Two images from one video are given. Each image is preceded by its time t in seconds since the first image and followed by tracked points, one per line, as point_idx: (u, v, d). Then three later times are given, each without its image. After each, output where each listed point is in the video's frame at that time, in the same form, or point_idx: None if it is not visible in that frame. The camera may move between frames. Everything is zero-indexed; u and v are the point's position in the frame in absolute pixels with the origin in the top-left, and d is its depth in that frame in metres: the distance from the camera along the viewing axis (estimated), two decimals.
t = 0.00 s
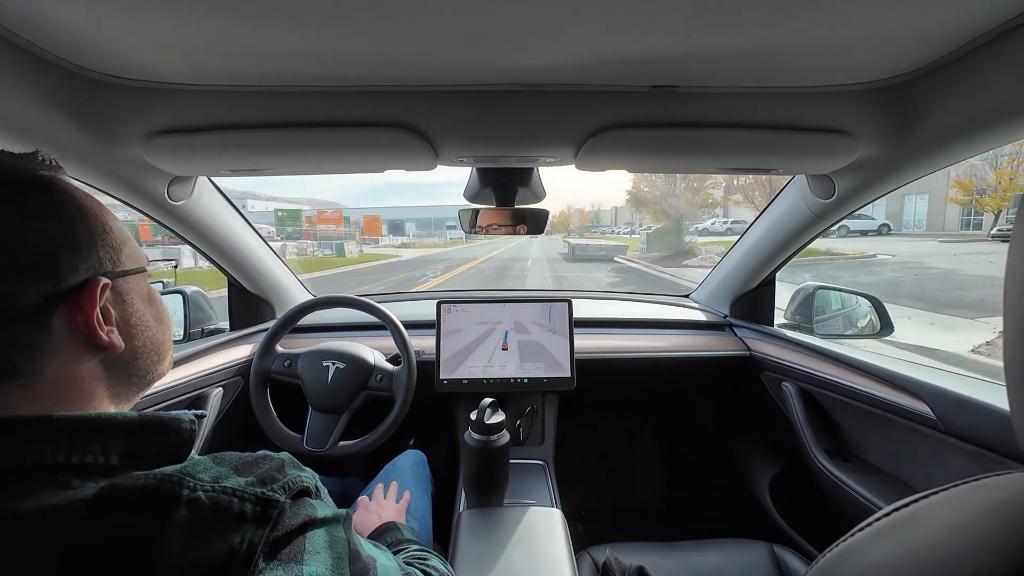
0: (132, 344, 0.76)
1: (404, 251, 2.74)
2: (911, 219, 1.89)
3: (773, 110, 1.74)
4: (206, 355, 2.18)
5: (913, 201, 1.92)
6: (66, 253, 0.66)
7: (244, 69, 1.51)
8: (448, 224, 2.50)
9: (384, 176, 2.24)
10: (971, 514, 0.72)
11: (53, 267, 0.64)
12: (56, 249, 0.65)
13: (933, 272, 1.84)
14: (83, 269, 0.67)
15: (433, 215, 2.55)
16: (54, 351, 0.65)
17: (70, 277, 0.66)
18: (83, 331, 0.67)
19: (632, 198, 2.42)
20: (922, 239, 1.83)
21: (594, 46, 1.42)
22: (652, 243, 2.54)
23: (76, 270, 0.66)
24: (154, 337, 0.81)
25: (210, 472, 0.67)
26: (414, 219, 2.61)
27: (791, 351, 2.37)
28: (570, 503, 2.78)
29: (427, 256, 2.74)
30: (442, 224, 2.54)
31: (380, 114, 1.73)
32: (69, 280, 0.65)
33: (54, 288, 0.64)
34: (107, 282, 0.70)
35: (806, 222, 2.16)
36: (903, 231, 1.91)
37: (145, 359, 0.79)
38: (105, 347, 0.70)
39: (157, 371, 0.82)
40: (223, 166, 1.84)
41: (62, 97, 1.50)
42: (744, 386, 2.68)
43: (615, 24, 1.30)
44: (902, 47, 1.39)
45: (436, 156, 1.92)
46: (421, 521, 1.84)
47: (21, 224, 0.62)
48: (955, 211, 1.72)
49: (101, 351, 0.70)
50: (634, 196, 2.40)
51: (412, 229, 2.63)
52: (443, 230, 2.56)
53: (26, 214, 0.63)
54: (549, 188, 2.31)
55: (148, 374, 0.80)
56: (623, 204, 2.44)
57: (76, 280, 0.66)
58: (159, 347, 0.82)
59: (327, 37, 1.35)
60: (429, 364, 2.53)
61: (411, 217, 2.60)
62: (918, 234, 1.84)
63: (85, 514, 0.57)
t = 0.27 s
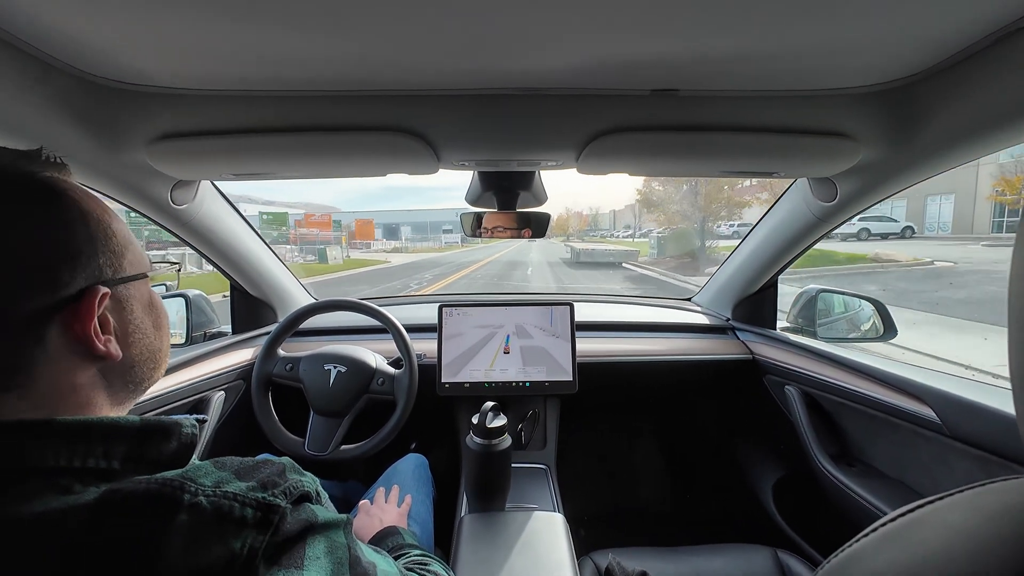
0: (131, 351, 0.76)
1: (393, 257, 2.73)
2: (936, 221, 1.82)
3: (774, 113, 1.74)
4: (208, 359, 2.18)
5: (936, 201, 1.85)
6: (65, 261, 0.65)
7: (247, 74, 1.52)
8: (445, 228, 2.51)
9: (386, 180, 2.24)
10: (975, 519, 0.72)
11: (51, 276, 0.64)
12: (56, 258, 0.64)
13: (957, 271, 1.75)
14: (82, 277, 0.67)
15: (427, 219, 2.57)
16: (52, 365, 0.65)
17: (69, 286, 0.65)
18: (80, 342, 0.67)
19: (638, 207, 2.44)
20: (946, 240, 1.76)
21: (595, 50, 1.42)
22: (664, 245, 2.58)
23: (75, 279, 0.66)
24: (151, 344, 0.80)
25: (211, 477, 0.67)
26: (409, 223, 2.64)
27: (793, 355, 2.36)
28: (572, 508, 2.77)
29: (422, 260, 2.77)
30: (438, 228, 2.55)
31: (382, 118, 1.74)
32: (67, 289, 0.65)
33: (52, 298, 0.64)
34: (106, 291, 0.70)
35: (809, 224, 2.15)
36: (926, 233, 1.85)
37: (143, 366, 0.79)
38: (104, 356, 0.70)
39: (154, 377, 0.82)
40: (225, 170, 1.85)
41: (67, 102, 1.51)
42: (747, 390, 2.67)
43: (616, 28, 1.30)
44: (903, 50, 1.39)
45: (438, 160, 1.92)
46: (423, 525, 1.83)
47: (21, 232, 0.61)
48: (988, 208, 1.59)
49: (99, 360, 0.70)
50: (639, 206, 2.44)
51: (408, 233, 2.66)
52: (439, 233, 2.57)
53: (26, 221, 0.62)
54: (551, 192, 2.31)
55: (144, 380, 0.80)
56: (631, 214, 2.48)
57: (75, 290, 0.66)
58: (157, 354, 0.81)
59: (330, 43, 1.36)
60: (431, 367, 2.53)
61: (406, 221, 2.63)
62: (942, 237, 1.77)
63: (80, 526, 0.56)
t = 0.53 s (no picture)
0: (128, 358, 0.76)
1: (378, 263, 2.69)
2: (962, 223, 1.67)
3: (775, 116, 1.74)
4: (209, 363, 2.18)
5: (964, 202, 1.70)
6: (50, 273, 0.64)
7: (248, 78, 1.53)
8: (440, 231, 2.50)
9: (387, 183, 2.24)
10: (979, 522, 0.71)
11: (35, 289, 0.63)
12: (40, 270, 0.63)
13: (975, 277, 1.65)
14: (69, 289, 0.66)
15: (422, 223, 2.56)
16: (40, 380, 0.65)
17: (56, 299, 0.65)
18: (69, 356, 0.67)
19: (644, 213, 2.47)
20: (975, 242, 1.60)
21: (595, 54, 1.43)
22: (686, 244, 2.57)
23: (61, 291, 0.65)
24: (149, 350, 0.80)
25: (212, 481, 0.67)
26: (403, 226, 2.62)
27: (795, 357, 2.36)
28: (575, 511, 2.75)
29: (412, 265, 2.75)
30: (433, 230, 2.53)
31: (383, 122, 1.75)
32: (53, 302, 0.64)
33: (37, 313, 0.63)
34: (96, 303, 0.69)
35: (810, 226, 2.15)
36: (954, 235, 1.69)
37: (140, 374, 0.78)
38: (95, 369, 0.70)
39: (153, 384, 0.82)
40: (227, 174, 1.86)
41: (69, 108, 1.52)
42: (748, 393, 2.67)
43: (616, 32, 1.30)
44: (902, 53, 1.40)
45: (439, 163, 1.93)
46: (424, 529, 1.83)
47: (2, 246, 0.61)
48: None
49: (90, 372, 0.70)
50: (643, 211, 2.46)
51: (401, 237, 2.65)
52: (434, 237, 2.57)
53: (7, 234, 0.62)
54: (553, 194, 2.31)
55: (143, 388, 0.79)
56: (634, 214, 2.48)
57: (62, 304, 0.65)
58: (155, 361, 0.81)
59: (331, 47, 1.36)
60: (432, 370, 2.53)
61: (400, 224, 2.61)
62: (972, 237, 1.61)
63: (81, 527, 0.57)
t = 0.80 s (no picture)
0: (127, 363, 0.76)
1: (363, 267, 2.73)
2: (995, 223, 1.53)
3: (774, 118, 1.74)
4: (210, 367, 2.18)
5: (997, 201, 1.59)
6: (46, 282, 0.63)
7: (249, 83, 1.54)
8: (436, 234, 2.59)
9: (387, 187, 2.25)
10: (981, 527, 0.71)
11: (33, 299, 0.61)
12: (36, 279, 0.62)
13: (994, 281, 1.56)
14: (66, 298, 0.65)
15: (418, 226, 2.65)
16: (38, 389, 0.64)
17: (54, 308, 0.64)
18: (69, 363, 0.67)
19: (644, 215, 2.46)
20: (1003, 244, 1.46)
21: (595, 58, 1.43)
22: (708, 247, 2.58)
23: (60, 300, 0.64)
24: (147, 352, 0.81)
25: (212, 486, 0.67)
26: (399, 229, 2.69)
27: (796, 360, 2.35)
28: (577, 516, 2.74)
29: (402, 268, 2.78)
30: (429, 233, 2.62)
31: (384, 126, 1.75)
32: (53, 311, 0.63)
33: (35, 323, 0.62)
34: (94, 310, 0.69)
35: (811, 229, 2.15)
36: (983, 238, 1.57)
37: (141, 375, 0.79)
38: (93, 376, 0.70)
39: (152, 386, 0.82)
40: (227, 179, 1.86)
41: (72, 113, 1.53)
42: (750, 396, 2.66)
43: (615, 36, 1.31)
44: (902, 55, 1.40)
45: (439, 167, 1.93)
46: (425, 533, 1.82)
47: None
48: None
49: (89, 378, 0.70)
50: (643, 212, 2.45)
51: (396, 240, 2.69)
52: (428, 240, 2.63)
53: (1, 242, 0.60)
54: (553, 198, 2.31)
55: (143, 390, 0.80)
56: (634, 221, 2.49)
57: (60, 313, 0.64)
58: (153, 362, 0.82)
59: (331, 51, 1.37)
60: (433, 374, 2.53)
61: (397, 227, 2.70)
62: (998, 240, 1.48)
63: (81, 532, 0.57)
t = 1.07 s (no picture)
0: (134, 367, 0.76)
1: (343, 271, 2.70)
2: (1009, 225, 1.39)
3: (774, 122, 1.75)
4: (210, 370, 2.18)
5: None
6: (53, 291, 0.62)
7: (250, 87, 1.54)
8: (428, 237, 2.58)
9: (387, 190, 2.25)
10: (985, 531, 0.70)
11: (39, 310, 0.61)
12: (44, 288, 0.61)
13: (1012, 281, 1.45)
14: (74, 306, 0.64)
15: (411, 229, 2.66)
16: (47, 396, 0.64)
17: (61, 318, 0.63)
18: (77, 369, 0.67)
19: (643, 213, 2.42)
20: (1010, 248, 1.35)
21: (596, 61, 1.44)
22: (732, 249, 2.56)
23: (67, 310, 0.63)
24: (155, 354, 0.81)
25: (213, 490, 0.67)
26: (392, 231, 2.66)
27: (797, 363, 2.35)
28: (577, 519, 2.73)
29: (388, 271, 2.75)
30: (423, 236, 2.62)
31: (385, 130, 1.75)
32: (60, 320, 0.63)
33: (42, 334, 0.62)
34: (102, 317, 0.68)
35: (811, 231, 2.15)
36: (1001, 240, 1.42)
37: (148, 378, 0.79)
38: (102, 382, 0.70)
39: (157, 386, 0.82)
40: (228, 183, 1.87)
41: (74, 117, 1.53)
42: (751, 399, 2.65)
43: (616, 39, 1.31)
44: (901, 58, 1.40)
45: (440, 170, 1.93)
46: (426, 538, 1.81)
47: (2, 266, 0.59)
48: None
49: (97, 384, 0.70)
50: (642, 212, 2.42)
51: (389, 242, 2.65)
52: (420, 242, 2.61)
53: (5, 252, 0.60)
54: (552, 201, 2.31)
55: (149, 392, 0.80)
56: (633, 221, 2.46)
57: (67, 322, 0.64)
58: (161, 364, 0.82)
59: (333, 56, 1.38)
60: (433, 377, 2.52)
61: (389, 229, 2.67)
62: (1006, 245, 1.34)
63: (86, 535, 0.57)
